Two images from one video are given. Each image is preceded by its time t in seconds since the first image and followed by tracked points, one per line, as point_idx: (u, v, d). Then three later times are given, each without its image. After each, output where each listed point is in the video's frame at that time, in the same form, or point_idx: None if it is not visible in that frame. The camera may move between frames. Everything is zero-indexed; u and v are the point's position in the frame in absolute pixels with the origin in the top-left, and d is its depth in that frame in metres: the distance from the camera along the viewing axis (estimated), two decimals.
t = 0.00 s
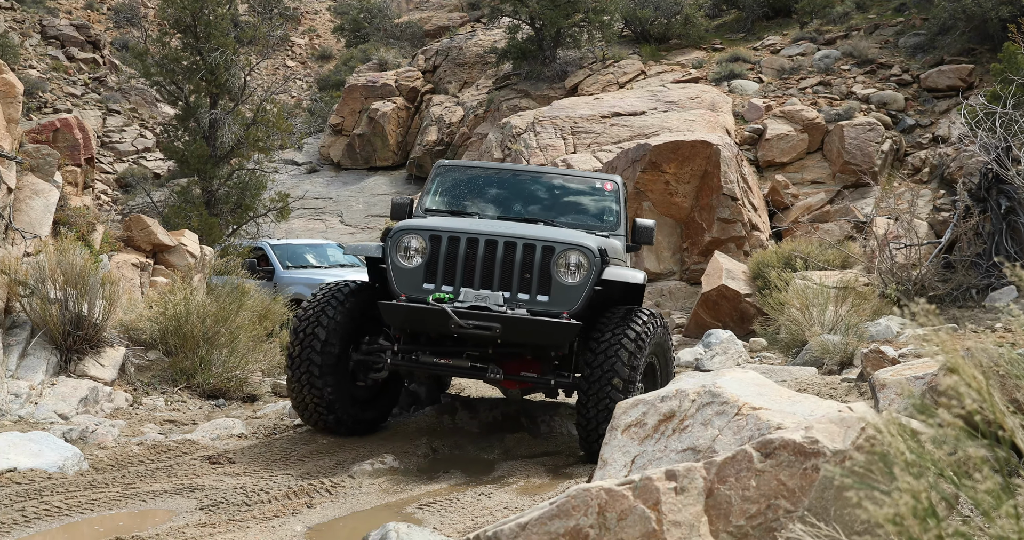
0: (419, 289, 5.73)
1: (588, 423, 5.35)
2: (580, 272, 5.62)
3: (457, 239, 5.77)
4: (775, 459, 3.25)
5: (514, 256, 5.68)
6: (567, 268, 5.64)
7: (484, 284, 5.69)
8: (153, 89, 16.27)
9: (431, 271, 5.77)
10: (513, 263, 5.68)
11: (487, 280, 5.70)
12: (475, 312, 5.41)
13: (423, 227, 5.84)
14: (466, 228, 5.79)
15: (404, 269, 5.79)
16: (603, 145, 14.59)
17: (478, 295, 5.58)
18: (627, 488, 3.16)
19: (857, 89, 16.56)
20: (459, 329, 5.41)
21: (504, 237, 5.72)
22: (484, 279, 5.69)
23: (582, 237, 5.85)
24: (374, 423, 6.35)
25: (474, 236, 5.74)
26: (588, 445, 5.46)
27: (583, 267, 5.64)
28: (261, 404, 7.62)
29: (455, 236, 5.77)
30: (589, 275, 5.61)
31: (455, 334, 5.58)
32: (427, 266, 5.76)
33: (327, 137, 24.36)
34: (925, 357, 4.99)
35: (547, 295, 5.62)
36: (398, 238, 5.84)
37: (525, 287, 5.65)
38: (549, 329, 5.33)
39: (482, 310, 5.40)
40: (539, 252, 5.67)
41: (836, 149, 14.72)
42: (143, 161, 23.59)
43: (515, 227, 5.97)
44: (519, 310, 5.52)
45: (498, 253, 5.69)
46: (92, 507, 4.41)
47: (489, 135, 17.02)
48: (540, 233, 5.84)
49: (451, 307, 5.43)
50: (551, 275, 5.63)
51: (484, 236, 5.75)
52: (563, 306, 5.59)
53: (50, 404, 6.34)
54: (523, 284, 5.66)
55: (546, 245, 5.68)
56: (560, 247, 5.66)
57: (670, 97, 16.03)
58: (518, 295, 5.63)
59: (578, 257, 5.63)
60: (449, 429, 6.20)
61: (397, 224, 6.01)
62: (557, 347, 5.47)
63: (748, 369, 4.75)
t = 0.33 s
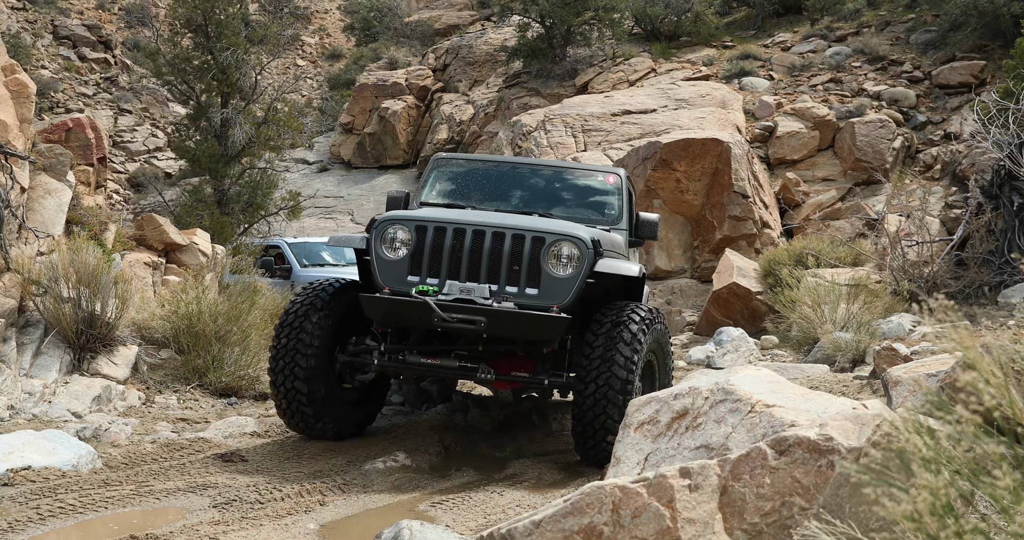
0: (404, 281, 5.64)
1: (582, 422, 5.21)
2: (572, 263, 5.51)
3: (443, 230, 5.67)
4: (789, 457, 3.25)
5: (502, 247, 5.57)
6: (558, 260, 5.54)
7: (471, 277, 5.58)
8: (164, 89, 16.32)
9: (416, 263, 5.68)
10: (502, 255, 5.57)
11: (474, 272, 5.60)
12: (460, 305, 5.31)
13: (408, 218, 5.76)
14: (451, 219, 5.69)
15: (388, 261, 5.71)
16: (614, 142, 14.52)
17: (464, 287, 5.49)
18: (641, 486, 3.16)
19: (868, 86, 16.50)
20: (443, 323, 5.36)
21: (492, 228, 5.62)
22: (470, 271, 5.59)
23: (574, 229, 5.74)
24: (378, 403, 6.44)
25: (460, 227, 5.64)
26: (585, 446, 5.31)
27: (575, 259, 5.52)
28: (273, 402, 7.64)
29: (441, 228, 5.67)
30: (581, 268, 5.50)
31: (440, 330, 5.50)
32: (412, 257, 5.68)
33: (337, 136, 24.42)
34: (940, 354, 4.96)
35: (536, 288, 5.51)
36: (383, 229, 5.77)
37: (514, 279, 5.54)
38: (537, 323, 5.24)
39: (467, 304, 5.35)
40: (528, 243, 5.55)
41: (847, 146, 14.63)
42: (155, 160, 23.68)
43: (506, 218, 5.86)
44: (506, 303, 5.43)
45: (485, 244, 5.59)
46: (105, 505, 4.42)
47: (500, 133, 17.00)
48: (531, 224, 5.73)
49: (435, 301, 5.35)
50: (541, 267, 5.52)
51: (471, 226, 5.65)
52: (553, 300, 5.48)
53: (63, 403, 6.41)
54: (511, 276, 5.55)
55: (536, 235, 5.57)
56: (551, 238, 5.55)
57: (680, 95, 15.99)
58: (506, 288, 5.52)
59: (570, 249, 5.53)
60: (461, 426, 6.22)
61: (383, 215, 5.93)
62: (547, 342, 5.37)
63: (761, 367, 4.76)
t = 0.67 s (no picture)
0: (379, 285, 5.31)
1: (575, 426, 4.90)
2: (555, 258, 5.14)
3: (418, 229, 5.34)
4: (810, 451, 3.23)
5: (480, 244, 5.22)
6: (540, 255, 5.18)
7: (449, 277, 5.24)
8: (180, 86, 16.37)
9: (392, 264, 5.34)
10: (480, 253, 5.21)
11: (452, 272, 5.25)
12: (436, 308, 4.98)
13: (382, 218, 5.43)
14: (426, 217, 5.34)
15: (363, 264, 5.38)
16: (629, 137, 14.48)
17: (440, 289, 5.15)
18: (661, 480, 3.23)
19: (885, 78, 16.41)
20: (418, 327, 5.01)
21: (469, 223, 5.27)
22: (448, 271, 5.24)
23: (558, 220, 5.37)
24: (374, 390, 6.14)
25: (436, 225, 5.31)
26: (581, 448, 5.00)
27: (559, 253, 5.16)
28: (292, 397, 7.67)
29: (415, 226, 5.34)
30: (564, 262, 5.13)
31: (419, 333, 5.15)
32: (386, 259, 5.35)
33: (352, 132, 24.51)
34: (960, 348, 4.94)
35: (518, 286, 5.15)
36: (357, 231, 5.44)
37: (494, 278, 5.18)
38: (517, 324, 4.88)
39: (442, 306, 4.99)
40: (508, 238, 5.19)
41: (864, 139, 14.52)
42: (171, 158, 23.75)
43: (486, 212, 5.50)
44: (485, 303, 5.08)
45: (463, 241, 5.23)
46: (126, 500, 4.46)
47: (515, 128, 16.97)
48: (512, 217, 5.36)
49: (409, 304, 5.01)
50: (523, 263, 5.16)
51: (447, 223, 5.30)
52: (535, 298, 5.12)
53: (83, 399, 6.47)
54: (492, 274, 5.19)
55: (516, 230, 5.21)
56: (532, 232, 5.19)
57: (695, 89, 15.93)
58: (487, 287, 5.17)
59: (552, 243, 5.16)
60: (478, 421, 6.25)
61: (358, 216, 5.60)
62: (531, 343, 5.01)
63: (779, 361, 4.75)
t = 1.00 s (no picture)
0: (371, 289, 5.09)
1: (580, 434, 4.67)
2: (555, 258, 4.90)
3: (411, 230, 5.10)
4: (839, 448, 3.20)
5: (476, 245, 4.98)
6: (539, 255, 4.94)
7: (444, 279, 5.00)
8: (204, 87, 16.47)
9: (385, 267, 5.11)
10: (476, 255, 4.97)
11: (448, 274, 5.01)
12: (429, 314, 4.75)
13: (374, 218, 5.19)
14: (420, 216, 5.10)
15: (355, 267, 5.16)
16: (651, 134, 14.43)
17: (434, 293, 4.90)
18: (689, 478, 3.23)
19: (909, 73, 16.31)
20: (412, 334, 4.78)
21: (464, 223, 5.03)
22: (443, 273, 5.00)
23: (557, 217, 5.13)
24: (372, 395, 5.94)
25: (430, 226, 5.06)
26: (586, 460, 4.78)
27: (559, 253, 4.91)
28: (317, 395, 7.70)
29: (408, 227, 5.10)
30: (565, 261, 4.89)
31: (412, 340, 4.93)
32: (379, 261, 5.12)
33: (374, 131, 24.64)
34: (985, 345, 4.90)
35: (516, 288, 4.91)
36: (348, 233, 5.21)
37: (492, 280, 4.95)
38: (515, 329, 4.65)
39: (437, 312, 4.75)
40: (505, 239, 4.95)
41: (888, 134, 14.44)
42: (194, 158, 23.74)
43: (483, 210, 5.25)
44: (482, 308, 4.84)
45: (458, 242, 4.99)
46: (154, 498, 4.49)
47: (537, 125, 16.94)
48: (510, 215, 5.12)
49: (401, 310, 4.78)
50: (522, 265, 4.92)
51: (441, 223, 5.06)
52: (533, 301, 4.88)
53: (109, 399, 6.54)
54: (489, 276, 4.96)
55: (513, 229, 4.97)
56: (530, 231, 4.94)
57: (718, 85, 15.85)
58: (484, 290, 4.94)
59: (552, 242, 4.92)
60: (503, 419, 6.27)
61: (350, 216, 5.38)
62: (531, 349, 4.79)
63: (804, 358, 4.73)
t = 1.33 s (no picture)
0: (362, 299, 4.94)
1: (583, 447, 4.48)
2: (550, 260, 4.68)
3: (401, 236, 4.93)
4: (866, 450, 3.18)
5: (468, 250, 4.78)
6: (534, 257, 4.72)
7: (436, 286, 4.81)
8: (227, 91, 16.59)
9: (376, 275, 4.95)
10: (468, 260, 4.77)
11: (440, 281, 4.83)
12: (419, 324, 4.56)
13: (363, 225, 5.04)
14: (409, 222, 4.93)
15: (346, 276, 5.01)
16: (672, 136, 14.39)
17: (424, 301, 4.71)
18: (715, 480, 3.22)
19: (932, 72, 16.21)
20: (401, 345, 4.59)
21: (455, 227, 4.84)
22: (435, 281, 4.82)
23: (552, 218, 4.90)
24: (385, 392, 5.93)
25: (420, 231, 4.89)
26: (591, 471, 4.59)
27: (553, 255, 4.69)
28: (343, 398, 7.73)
29: (398, 233, 4.94)
30: (560, 263, 4.66)
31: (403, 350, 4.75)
32: (370, 270, 4.97)
33: (396, 133, 24.54)
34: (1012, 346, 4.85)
35: (511, 294, 4.70)
36: (337, 241, 5.06)
37: (485, 286, 4.74)
38: (507, 338, 4.44)
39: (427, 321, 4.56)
40: (497, 242, 4.74)
41: (911, 134, 14.34)
42: (217, 161, 23.58)
43: (477, 212, 5.06)
44: (474, 316, 4.64)
45: (449, 247, 4.81)
46: (181, 500, 4.52)
47: (558, 127, 16.93)
48: (503, 216, 4.90)
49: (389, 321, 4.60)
50: (515, 269, 4.70)
51: (432, 228, 4.88)
52: (528, 306, 4.66)
53: (135, 401, 6.61)
54: (482, 282, 4.75)
55: (505, 231, 4.75)
56: (523, 233, 4.73)
57: (739, 86, 15.79)
58: (477, 297, 4.73)
59: (546, 244, 4.70)
60: (524, 421, 6.28)
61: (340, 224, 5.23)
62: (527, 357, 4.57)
63: (829, 360, 4.72)
